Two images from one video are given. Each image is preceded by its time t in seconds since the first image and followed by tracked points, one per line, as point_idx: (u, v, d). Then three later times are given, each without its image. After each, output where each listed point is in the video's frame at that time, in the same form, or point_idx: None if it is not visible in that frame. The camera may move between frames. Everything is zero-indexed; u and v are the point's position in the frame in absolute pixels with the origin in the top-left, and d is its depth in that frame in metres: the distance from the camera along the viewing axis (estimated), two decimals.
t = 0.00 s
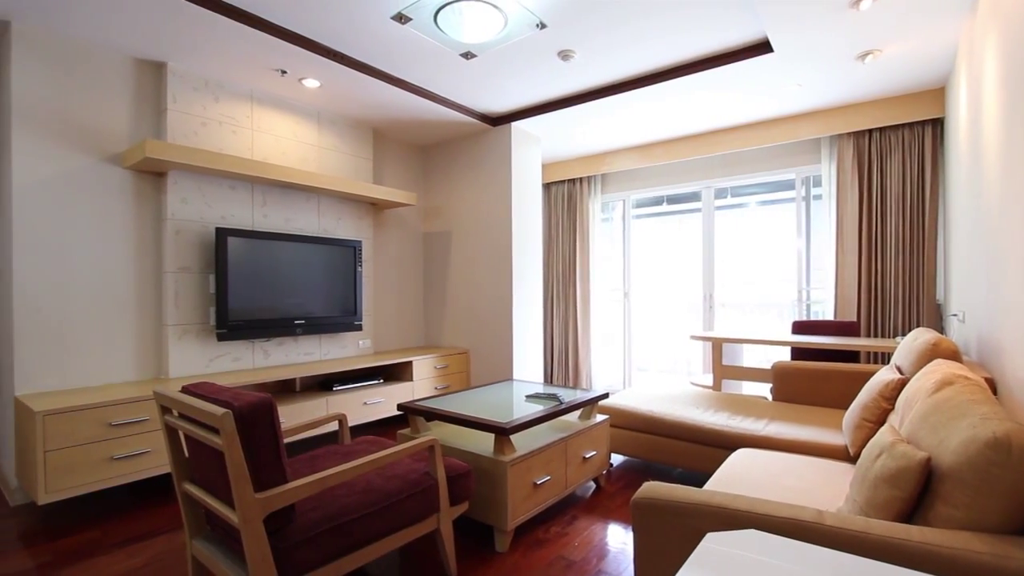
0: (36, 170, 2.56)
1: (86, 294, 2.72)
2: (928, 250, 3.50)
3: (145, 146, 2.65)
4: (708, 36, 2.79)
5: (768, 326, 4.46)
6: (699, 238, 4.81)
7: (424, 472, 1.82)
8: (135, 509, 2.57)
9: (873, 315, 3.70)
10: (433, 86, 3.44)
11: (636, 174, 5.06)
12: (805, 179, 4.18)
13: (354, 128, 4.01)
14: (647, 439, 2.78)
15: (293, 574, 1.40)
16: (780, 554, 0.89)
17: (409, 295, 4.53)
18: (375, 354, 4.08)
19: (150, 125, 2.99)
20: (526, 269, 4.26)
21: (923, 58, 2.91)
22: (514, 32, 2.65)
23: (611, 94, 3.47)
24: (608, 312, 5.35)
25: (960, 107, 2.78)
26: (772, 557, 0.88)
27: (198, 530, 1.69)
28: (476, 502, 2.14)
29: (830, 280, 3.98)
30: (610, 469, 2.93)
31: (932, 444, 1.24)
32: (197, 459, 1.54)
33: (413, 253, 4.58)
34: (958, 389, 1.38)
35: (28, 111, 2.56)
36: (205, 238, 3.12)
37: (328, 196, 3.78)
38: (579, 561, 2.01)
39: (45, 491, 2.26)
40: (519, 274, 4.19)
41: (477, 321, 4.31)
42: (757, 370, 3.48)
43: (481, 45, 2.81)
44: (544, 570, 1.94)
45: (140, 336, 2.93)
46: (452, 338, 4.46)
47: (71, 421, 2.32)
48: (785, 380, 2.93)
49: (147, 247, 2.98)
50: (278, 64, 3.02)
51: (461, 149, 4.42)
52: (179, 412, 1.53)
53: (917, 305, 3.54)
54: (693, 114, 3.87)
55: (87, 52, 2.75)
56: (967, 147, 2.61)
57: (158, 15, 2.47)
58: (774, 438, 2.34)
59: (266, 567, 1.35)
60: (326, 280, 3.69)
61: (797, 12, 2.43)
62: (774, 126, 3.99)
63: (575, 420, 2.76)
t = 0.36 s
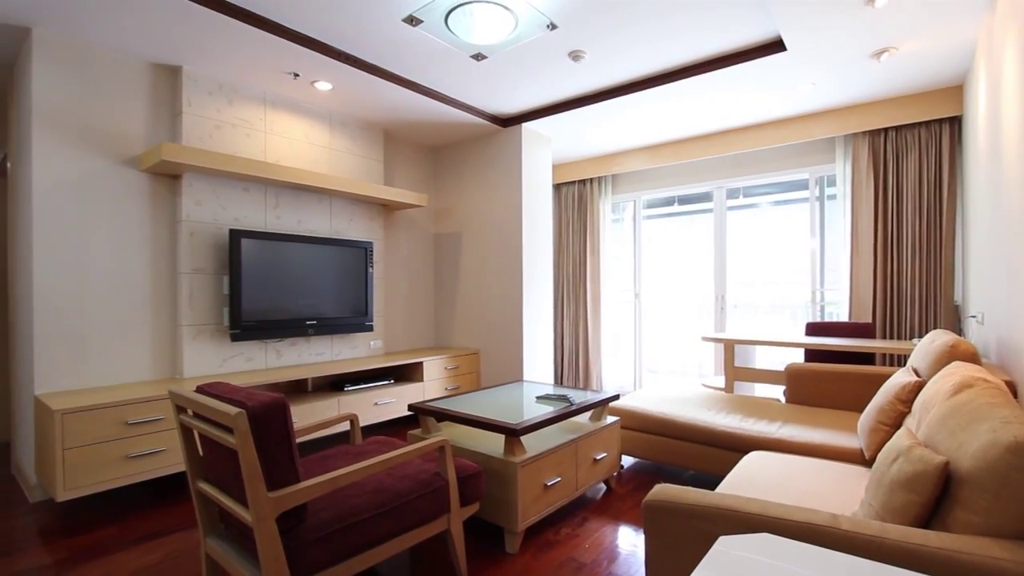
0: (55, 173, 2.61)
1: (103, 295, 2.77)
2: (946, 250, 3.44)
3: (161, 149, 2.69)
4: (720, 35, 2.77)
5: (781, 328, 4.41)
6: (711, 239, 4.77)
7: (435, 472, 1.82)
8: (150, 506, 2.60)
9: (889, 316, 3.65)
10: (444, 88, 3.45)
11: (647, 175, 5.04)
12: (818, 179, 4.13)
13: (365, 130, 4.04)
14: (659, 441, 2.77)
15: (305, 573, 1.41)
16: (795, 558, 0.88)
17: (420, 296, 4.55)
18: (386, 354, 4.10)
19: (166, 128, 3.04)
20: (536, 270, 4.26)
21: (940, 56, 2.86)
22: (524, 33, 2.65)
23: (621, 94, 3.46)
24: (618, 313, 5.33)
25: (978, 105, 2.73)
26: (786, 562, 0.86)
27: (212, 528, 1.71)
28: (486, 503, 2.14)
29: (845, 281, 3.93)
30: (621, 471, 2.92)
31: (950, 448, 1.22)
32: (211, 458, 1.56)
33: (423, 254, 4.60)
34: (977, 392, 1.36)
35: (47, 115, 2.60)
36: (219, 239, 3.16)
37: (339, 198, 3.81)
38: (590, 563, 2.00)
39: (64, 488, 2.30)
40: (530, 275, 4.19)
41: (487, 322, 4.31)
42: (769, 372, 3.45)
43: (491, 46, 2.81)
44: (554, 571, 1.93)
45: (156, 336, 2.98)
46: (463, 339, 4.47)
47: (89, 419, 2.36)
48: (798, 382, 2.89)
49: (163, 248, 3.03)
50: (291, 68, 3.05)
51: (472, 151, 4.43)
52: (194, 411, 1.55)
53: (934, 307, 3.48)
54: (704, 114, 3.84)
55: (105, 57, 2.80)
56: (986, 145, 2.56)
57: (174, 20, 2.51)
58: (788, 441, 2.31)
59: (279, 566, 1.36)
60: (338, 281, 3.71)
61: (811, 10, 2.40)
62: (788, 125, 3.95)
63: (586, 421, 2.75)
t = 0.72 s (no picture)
0: (78, 175, 2.67)
1: (124, 295, 2.82)
2: (969, 249, 3.36)
3: (180, 152, 2.74)
4: (735, 32, 2.74)
5: (797, 328, 4.35)
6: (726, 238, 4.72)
7: (449, 472, 1.83)
8: (169, 503, 2.65)
9: (910, 317, 3.58)
10: (457, 89, 3.46)
11: (661, 174, 5.00)
12: (836, 177, 4.07)
13: (380, 132, 4.07)
14: (673, 442, 2.74)
15: (320, 570, 1.43)
16: (812, 562, 0.86)
17: (433, 296, 4.57)
18: (400, 354, 4.12)
19: (185, 131, 3.09)
20: (549, 271, 4.25)
21: (962, 51, 2.80)
22: (537, 33, 2.65)
23: (635, 93, 3.44)
24: (632, 313, 5.30)
25: (1003, 101, 2.67)
26: (803, 566, 0.85)
27: (229, 525, 1.73)
28: (499, 503, 2.14)
29: (864, 281, 3.86)
30: (634, 472, 2.90)
31: (974, 452, 1.19)
32: (229, 456, 1.58)
33: (437, 254, 4.61)
34: (1002, 395, 1.32)
35: (71, 119, 2.66)
36: (236, 240, 3.21)
37: (354, 199, 3.84)
38: (603, 564, 1.99)
39: (86, 484, 2.35)
40: (543, 275, 4.18)
41: (500, 322, 4.32)
42: (786, 373, 3.40)
43: (505, 47, 2.81)
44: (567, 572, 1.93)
45: (174, 335, 3.03)
46: (476, 339, 4.48)
47: (110, 417, 2.41)
48: (816, 384, 2.85)
49: (182, 249, 3.08)
50: (307, 70, 3.08)
51: (485, 151, 4.44)
52: (212, 410, 1.57)
53: (957, 307, 3.41)
54: (719, 112, 3.81)
55: (126, 61, 2.86)
56: (1012, 142, 2.50)
57: (193, 25, 2.55)
58: (805, 443, 2.28)
59: (294, 563, 1.38)
60: (352, 281, 3.74)
61: (829, 6, 2.37)
62: (805, 123, 3.89)
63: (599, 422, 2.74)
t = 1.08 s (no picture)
0: (105, 178, 2.74)
1: (149, 294, 2.89)
2: (999, 248, 3.27)
3: (202, 155, 2.79)
4: (755, 29, 2.70)
5: (819, 330, 4.27)
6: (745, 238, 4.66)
7: (465, 471, 1.83)
8: (192, 499, 2.70)
9: (936, 318, 3.49)
10: (473, 89, 3.47)
11: (679, 173, 4.95)
12: (859, 175, 3.98)
13: (397, 133, 4.10)
14: (690, 444, 2.72)
15: (339, 567, 1.45)
16: (835, 568, 0.84)
17: (449, 296, 4.59)
18: (416, 354, 4.15)
19: (207, 134, 3.15)
20: (565, 271, 4.24)
21: (991, 44, 2.72)
22: (554, 32, 2.65)
23: (652, 92, 3.41)
24: (648, 314, 5.26)
25: None
26: (825, 572, 0.83)
27: (249, 521, 1.76)
28: (516, 503, 2.14)
29: (888, 280, 3.77)
30: (651, 474, 2.88)
31: (1005, 457, 1.16)
32: (250, 453, 1.60)
33: (453, 254, 4.63)
34: None
35: (98, 124, 2.73)
36: (256, 241, 3.26)
37: (371, 200, 3.87)
38: (620, 566, 1.98)
39: (112, 479, 2.41)
40: (559, 276, 4.17)
41: (515, 322, 4.32)
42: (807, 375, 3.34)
43: (521, 47, 2.81)
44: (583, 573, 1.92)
45: (197, 334, 3.09)
46: (491, 339, 4.49)
47: (135, 414, 2.46)
48: (838, 385, 2.79)
49: (204, 250, 3.14)
50: (325, 73, 3.12)
51: (501, 151, 4.45)
52: (233, 408, 1.60)
53: (986, 308, 3.31)
54: (738, 110, 3.76)
55: (150, 67, 2.93)
56: None
57: (215, 30, 2.60)
58: (827, 447, 2.23)
59: (313, 560, 1.39)
60: (369, 281, 3.78)
61: None
62: (826, 120, 3.82)
63: (616, 423, 2.72)
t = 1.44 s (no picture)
0: (134, 181, 2.82)
1: (175, 294, 2.96)
2: None
3: (226, 158, 2.85)
4: (779, 23, 2.65)
5: (844, 331, 4.18)
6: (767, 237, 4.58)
7: (484, 471, 1.84)
8: (216, 494, 2.76)
9: (967, 319, 3.39)
10: (492, 90, 3.48)
11: (699, 171, 4.89)
12: (886, 172, 3.88)
13: (415, 134, 4.13)
14: (711, 446, 2.68)
15: (359, 564, 1.46)
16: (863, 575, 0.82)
17: (467, 296, 4.60)
18: (435, 354, 4.17)
19: (231, 138, 3.22)
20: (583, 271, 4.21)
21: None
22: (572, 31, 2.64)
23: (672, 89, 3.38)
24: (668, 314, 5.20)
25: None
26: None
27: (272, 518, 1.79)
28: (534, 504, 2.14)
29: (916, 280, 3.67)
30: (671, 476, 2.85)
31: None
32: (272, 451, 1.63)
33: (471, 254, 4.65)
34: None
35: (127, 128, 2.81)
36: (278, 242, 3.31)
37: (390, 200, 3.91)
38: (640, 568, 1.96)
39: (140, 474, 2.47)
40: (577, 275, 4.15)
41: (534, 322, 4.32)
42: (832, 377, 3.27)
43: (539, 46, 2.81)
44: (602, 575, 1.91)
45: (221, 333, 3.15)
46: (510, 339, 4.49)
47: (162, 411, 2.53)
48: (864, 388, 2.73)
49: (228, 252, 3.20)
50: (345, 76, 3.16)
51: (519, 151, 4.45)
52: (257, 406, 1.63)
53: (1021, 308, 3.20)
54: (760, 107, 3.70)
55: (177, 72, 3.00)
56: None
57: (239, 35, 2.65)
58: (853, 451, 2.18)
59: (334, 556, 1.41)
60: (388, 281, 3.81)
61: None
62: (851, 116, 3.73)
63: (635, 424, 2.70)
